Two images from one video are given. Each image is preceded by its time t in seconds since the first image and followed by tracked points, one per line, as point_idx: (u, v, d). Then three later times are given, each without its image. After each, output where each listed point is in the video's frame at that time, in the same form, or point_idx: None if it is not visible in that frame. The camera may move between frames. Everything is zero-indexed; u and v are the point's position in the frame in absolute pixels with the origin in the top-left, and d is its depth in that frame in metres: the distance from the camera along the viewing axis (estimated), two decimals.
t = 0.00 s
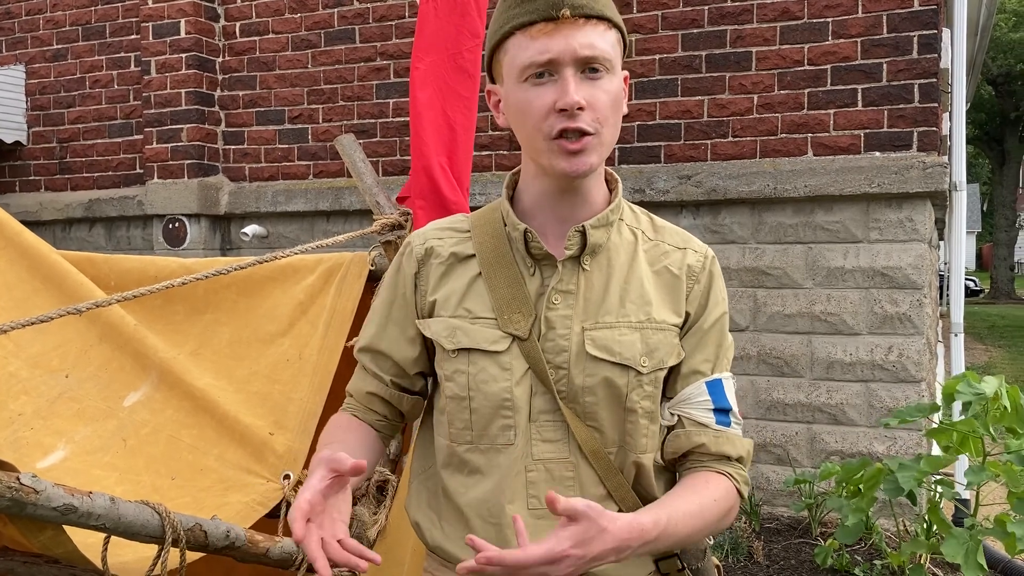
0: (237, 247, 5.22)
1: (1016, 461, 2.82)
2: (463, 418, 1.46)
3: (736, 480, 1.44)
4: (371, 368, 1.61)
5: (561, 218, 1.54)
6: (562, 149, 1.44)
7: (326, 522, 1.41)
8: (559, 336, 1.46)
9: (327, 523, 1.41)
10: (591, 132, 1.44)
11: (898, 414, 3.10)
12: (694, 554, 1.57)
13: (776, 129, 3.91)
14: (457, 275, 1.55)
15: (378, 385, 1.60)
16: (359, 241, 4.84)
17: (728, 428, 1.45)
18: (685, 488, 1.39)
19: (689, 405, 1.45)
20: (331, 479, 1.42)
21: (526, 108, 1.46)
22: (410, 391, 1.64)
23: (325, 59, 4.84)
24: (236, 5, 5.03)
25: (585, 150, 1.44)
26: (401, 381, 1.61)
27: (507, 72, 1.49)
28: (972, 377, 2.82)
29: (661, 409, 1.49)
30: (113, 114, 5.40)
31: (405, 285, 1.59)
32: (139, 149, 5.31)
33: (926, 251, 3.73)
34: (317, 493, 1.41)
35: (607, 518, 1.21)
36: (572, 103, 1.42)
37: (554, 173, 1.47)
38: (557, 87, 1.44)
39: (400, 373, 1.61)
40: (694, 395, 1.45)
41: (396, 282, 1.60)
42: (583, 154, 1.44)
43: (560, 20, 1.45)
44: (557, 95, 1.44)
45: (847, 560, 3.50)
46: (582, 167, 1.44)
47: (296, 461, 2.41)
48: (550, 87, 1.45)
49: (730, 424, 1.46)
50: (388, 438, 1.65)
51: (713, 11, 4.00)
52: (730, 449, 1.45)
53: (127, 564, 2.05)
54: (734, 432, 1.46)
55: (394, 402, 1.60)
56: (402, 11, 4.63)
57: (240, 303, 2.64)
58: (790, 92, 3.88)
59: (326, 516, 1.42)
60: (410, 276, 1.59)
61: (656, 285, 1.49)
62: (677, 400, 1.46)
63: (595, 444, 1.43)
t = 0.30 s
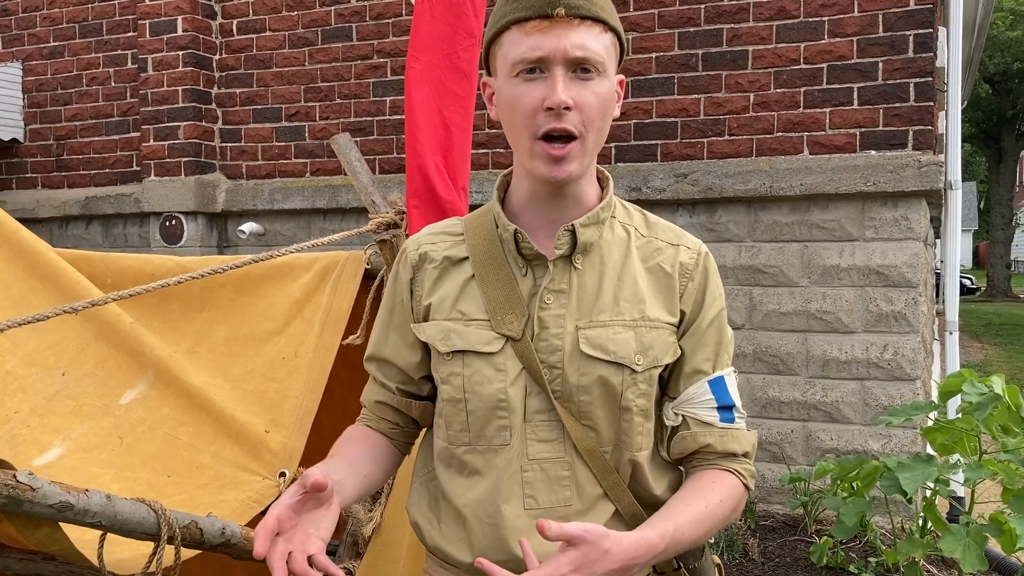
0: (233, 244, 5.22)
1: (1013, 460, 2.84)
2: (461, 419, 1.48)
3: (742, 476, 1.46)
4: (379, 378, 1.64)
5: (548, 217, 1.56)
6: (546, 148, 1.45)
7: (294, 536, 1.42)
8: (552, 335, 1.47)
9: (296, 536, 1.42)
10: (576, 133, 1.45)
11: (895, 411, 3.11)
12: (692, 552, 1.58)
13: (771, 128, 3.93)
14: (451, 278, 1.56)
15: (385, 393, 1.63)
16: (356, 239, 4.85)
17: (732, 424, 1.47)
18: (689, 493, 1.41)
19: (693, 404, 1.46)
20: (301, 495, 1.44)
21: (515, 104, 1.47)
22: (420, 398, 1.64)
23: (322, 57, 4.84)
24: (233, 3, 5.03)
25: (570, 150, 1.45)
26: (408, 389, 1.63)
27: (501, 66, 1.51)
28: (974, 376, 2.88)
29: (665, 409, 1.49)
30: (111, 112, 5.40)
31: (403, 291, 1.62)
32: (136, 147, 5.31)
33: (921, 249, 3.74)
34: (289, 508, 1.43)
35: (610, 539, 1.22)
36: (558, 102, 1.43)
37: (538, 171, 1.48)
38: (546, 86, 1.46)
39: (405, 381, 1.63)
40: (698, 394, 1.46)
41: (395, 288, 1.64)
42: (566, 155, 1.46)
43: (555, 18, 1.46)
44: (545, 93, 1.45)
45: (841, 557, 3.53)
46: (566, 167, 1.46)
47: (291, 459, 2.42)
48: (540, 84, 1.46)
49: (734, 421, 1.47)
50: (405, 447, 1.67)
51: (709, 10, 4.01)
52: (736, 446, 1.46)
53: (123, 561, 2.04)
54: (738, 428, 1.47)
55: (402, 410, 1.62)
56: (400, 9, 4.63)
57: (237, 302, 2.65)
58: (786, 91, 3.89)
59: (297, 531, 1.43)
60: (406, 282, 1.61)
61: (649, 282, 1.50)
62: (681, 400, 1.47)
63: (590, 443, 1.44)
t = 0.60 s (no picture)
0: (230, 242, 5.23)
1: (1008, 458, 2.86)
2: (456, 428, 1.49)
3: (755, 457, 1.44)
4: (367, 389, 1.66)
5: (523, 214, 1.56)
6: (528, 141, 1.46)
7: None
8: (542, 338, 1.48)
9: None
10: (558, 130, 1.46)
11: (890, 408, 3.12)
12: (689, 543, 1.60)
13: (768, 126, 3.94)
14: (434, 286, 1.57)
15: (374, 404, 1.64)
16: (353, 236, 4.86)
17: (735, 407, 1.45)
18: (712, 497, 1.39)
19: (691, 393, 1.45)
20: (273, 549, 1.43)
21: (502, 93, 1.48)
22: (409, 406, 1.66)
23: (319, 54, 4.84)
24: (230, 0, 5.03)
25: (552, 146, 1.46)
26: (397, 397, 1.64)
27: (492, 54, 1.51)
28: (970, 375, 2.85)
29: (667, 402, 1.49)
30: (107, 109, 5.40)
31: (385, 301, 1.61)
32: (133, 144, 5.31)
33: (917, 247, 3.75)
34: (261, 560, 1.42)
35: None
36: (547, 97, 1.44)
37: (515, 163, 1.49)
38: (537, 79, 1.46)
39: (394, 390, 1.64)
40: (694, 381, 1.45)
41: (376, 298, 1.63)
42: (546, 151, 1.46)
43: (556, 12, 1.47)
44: (535, 86, 1.46)
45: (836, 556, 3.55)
46: (544, 162, 1.47)
47: (285, 456, 2.42)
48: (531, 75, 1.47)
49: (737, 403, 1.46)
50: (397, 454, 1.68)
51: (706, 8, 4.02)
52: (741, 428, 1.44)
53: (118, 557, 2.04)
54: (741, 410, 1.46)
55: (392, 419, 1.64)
56: (397, 7, 4.64)
57: (231, 299, 2.66)
58: (782, 90, 3.90)
59: None
60: (388, 291, 1.61)
61: (632, 277, 1.51)
62: (679, 391, 1.47)
63: (587, 442, 1.46)
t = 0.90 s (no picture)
0: (228, 239, 5.23)
1: (1003, 457, 2.86)
2: (449, 421, 1.51)
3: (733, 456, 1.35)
4: (376, 371, 1.68)
5: (533, 219, 1.55)
6: (539, 149, 1.46)
7: None
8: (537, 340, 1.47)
9: None
10: (568, 134, 1.46)
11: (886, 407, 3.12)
12: (675, 540, 1.62)
13: (765, 125, 3.94)
14: (437, 278, 1.56)
15: (382, 389, 1.66)
16: (351, 233, 4.86)
17: (717, 405, 1.38)
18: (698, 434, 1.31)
19: (672, 382, 1.40)
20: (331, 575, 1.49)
21: (505, 104, 1.48)
22: (417, 391, 1.67)
23: (317, 52, 4.85)
24: None
25: (562, 153, 1.46)
26: (405, 382, 1.65)
27: (486, 66, 1.51)
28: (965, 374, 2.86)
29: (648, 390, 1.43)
30: (105, 106, 5.41)
31: (391, 289, 1.64)
32: (131, 141, 5.31)
33: (914, 246, 3.76)
34: None
35: (583, 343, 1.21)
36: (551, 104, 1.44)
37: (529, 174, 1.48)
38: (537, 86, 1.46)
39: (402, 374, 1.66)
40: (678, 371, 1.40)
41: (384, 286, 1.65)
42: (558, 157, 1.46)
43: (544, 16, 1.47)
44: (535, 94, 1.46)
45: (832, 553, 3.57)
46: (557, 168, 1.46)
47: (280, 452, 2.42)
48: (530, 84, 1.47)
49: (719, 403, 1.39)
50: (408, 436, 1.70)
51: (704, 6, 4.02)
52: (723, 423, 1.36)
53: (112, 552, 2.03)
54: (723, 411, 1.38)
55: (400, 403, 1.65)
56: (395, 4, 4.64)
57: (227, 295, 2.67)
58: (780, 88, 3.90)
59: None
60: (394, 280, 1.62)
61: (635, 278, 1.48)
62: (660, 379, 1.42)
63: (577, 444, 1.42)
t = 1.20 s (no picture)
0: (229, 238, 5.24)
1: (1001, 457, 2.87)
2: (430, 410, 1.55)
3: (661, 490, 1.35)
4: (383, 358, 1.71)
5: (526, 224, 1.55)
6: (530, 163, 1.46)
7: None
8: (516, 338, 1.47)
9: None
10: (559, 149, 1.46)
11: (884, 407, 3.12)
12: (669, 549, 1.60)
13: (765, 124, 3.94)
14: (434, 270, 1.60)
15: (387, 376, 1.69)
16: (351, 232, 4.86)
17: (668, 429, 1.38)
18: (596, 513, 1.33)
19: (631, 398, 1.39)
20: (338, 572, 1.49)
21: (499, 117, 1.47)
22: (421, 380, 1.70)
23: (318, 51, 4.85)
24: None
25: (552, 166, 1.47)
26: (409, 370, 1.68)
27: (482, 76, 1.50)
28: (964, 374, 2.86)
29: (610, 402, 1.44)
30: (106, 105, 5.41)
31: (397, 279, 1.68)
32: (132, 140, 5.32)
33: (913, 246, 3.76)
34: None
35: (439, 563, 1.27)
36: (544, 120, 1.43)
37: (521, 185, 1.49)
38: (531, 100, 1.46)
39: (407, 362, 1.69)
40: (637, 388, 1.40)
41: (391, 277, 1.69)
42: (549, 171, 1.47)
43: (541, 30, 1.45)
44: (529, 108, 1.45)
45: (830, 552, 3.57)
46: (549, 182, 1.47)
47: (279, 449, 2.42)
48: (525, 97, 1.46)
49: (671, 426, 1.38)
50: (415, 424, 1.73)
51: (704, 6, 4.03)
52: (658, 455, 1.36)
53: (110, 548, 2.04)
54: (673, 434, 1.38)
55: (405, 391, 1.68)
56: (395, 3, 4.64)
57: (226, 292, 2.68)
58: (779, 88, 3.91)
59: None
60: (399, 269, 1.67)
61: (620, 284, 1.45)
62: (622, 392, 1.41)
63: (551, 444, 1.45)
